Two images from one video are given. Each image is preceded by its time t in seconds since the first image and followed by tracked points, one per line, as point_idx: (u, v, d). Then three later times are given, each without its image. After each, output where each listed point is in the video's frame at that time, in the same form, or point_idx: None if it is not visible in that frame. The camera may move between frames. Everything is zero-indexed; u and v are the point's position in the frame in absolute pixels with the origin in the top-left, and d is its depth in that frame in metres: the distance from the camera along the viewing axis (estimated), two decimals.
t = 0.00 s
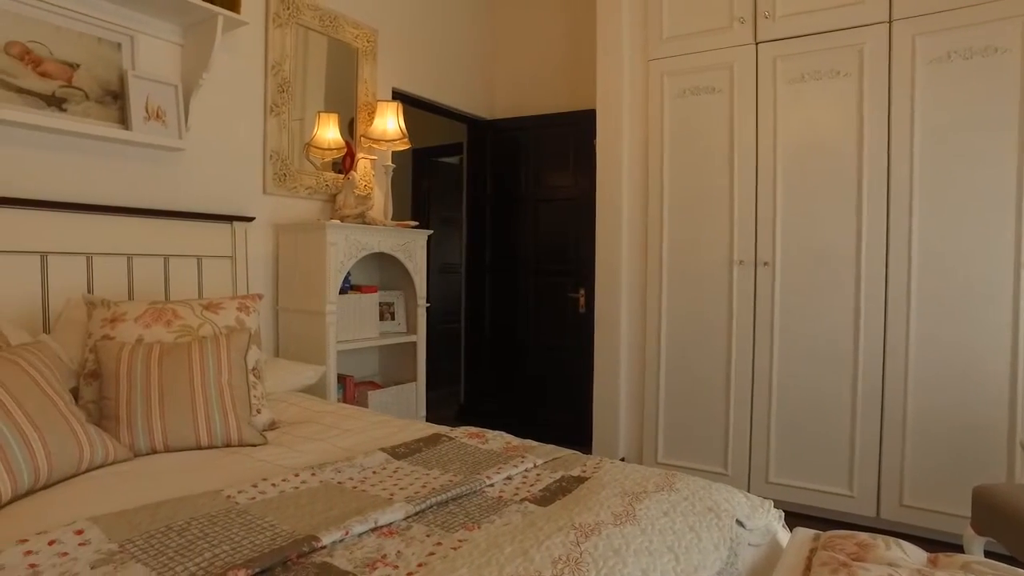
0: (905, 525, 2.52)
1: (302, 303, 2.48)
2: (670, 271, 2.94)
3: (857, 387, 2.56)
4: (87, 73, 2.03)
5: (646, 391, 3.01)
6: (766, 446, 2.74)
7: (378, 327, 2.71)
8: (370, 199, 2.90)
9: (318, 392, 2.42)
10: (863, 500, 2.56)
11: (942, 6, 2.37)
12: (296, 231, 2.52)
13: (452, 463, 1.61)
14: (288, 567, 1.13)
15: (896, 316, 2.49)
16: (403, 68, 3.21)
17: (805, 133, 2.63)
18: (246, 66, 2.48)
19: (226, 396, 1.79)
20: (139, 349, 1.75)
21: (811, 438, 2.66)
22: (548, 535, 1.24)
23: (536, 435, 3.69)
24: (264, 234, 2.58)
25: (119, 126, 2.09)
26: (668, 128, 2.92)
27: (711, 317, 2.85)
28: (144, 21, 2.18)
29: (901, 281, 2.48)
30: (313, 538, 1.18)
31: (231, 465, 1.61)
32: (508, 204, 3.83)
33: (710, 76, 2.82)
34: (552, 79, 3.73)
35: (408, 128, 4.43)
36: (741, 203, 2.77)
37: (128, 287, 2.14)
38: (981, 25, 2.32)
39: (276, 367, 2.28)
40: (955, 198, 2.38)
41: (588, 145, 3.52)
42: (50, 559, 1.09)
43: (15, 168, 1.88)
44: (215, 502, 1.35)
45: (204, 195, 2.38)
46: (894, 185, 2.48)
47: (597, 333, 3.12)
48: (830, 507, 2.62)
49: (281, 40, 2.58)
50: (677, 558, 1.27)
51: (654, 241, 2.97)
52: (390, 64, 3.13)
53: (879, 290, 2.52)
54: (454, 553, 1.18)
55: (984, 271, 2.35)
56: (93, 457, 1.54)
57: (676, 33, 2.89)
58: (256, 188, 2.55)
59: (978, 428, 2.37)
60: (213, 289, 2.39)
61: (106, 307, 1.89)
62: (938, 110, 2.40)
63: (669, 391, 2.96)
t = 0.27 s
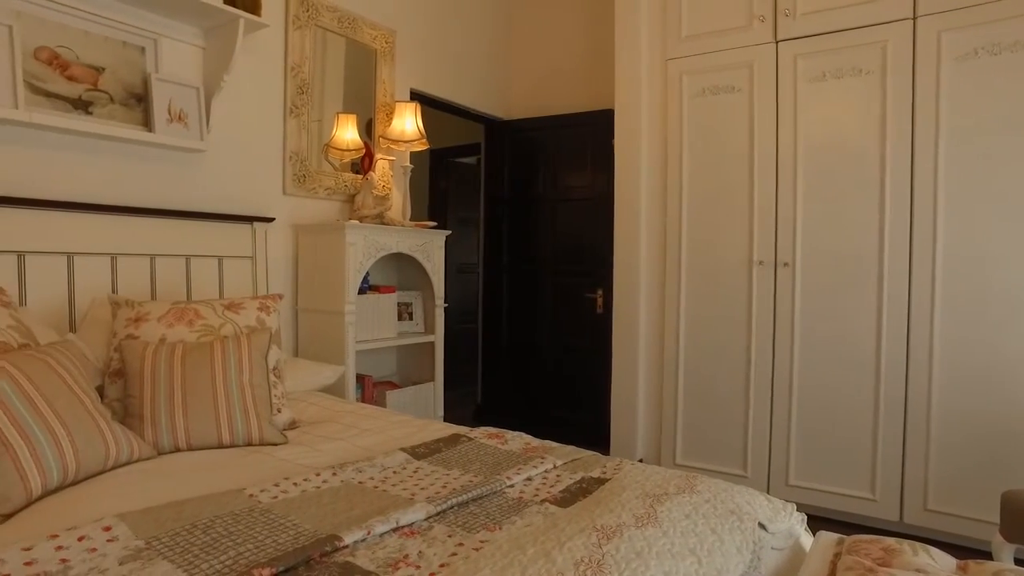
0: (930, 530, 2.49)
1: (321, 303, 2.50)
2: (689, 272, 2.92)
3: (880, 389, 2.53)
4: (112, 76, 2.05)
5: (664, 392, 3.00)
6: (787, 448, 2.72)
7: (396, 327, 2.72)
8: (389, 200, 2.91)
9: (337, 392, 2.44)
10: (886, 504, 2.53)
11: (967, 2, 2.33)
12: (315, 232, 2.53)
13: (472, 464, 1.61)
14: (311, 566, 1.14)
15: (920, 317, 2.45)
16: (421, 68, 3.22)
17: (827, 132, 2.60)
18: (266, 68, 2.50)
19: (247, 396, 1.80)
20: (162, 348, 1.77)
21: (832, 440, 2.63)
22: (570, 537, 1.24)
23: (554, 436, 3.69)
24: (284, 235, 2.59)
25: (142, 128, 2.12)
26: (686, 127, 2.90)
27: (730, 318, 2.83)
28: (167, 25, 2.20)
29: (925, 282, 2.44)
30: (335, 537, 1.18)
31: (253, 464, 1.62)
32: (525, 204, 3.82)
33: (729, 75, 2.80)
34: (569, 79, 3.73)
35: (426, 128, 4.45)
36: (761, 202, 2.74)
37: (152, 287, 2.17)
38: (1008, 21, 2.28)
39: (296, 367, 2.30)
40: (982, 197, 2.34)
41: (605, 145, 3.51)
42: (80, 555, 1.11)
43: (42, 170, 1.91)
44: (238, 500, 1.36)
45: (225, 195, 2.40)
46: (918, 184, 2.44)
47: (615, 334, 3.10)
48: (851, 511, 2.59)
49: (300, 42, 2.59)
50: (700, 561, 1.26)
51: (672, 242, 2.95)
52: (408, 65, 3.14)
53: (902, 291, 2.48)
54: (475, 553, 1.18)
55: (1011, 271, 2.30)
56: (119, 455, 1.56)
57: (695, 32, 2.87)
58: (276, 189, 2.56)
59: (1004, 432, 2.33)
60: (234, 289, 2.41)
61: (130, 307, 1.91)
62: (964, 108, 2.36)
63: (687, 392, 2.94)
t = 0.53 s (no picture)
0: (955, 535, 2.45)
1: (341, 303, 2.51)
2: (708, 272, 2.90)
3: (903, 391, 2.49)
4: (136, 79, 2.08)
5: (683, 393, 2.98)
6: (807, 451, 2.69)
7: (415, 327, 2.73)
8: (407, 200, 2.92)
9: (356, 391, 2.45)
10: (909, 508, 2.49)
11: None
12: (334, 232, 2.54)
13: (492, 464, 1.61)
14: (334, 565, 1.14)
15: (945, 318, 2.41)
16: (439, 69, 3.23)
17: (849, 130, 2.57)
18: (286, 70, 2.52)
19: (268, 395, 1.81)
20: (185, 348, 1.79)
21: (854, 443, 2.59)
22: (592, 538, 1.23)
23: (571, 436, 3.68)
24: (303, 235, 2.61)
25: (165, 130, 2.14)
26: (705, 127, 2.88)
27: (749, 319, 2.80)
28: (190, 27, 2.23)
29: (950, 282, 2.40)
30: (358, 537, 1.19)
31: (275, 463, 1.63)
32: (542, 204, 3.82)
33: (749, 74, 2.78)
34: (587, 79, 3.72)
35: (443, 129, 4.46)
36: (782, 202, 2.71)
37: (174, 287, 2.19)
38: None
39: (316, 366, 2.31)
40: (1010, 195, 2.30)
41: (623, 145, 3.49)
42: (109, 551, 1.13)
43: (69, 172, 1.95)
44: (261, 499, 1.37)
45: (246, 196, 2.42)
46: (943, 182, 2.41)
47: (633, 335, 3.09)
48: (874, 515, 2.56)
49: (320, 44, 2.61)
50: (723, 563, 1.24)
51: (691, 242, 2.93)
52: (426, 66, 3.15)
53: (927, 291, 2.45)
54: (498, 554, 1.18)
55: None
56: (143, 453, 1.58)
57: (715, 30, 2.85)
58: (295, 189, 2.58)
59: None
60: (254, 289, 2.43)
61: (153, 307, 1.93)
62: (991, 105, 2.32)
63: (706, 394, 2.92)
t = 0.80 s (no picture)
0: (981, 541, 2.41)
1: (360, 303, 2.52)
2: (727, 272, 2.88)
3: (928, 393, 2.45)
4: (159, 81, 2.11)
5: (701, 394, 2.96)
6: (829, 453, 2.65)
7: (433, 327, 2.73)
8: (425, 200, 2.93)
9: (375, 391, 2.45)
10: (935, 513, 2.45)
11: None
12: (353, 232, 2.56)
13: (512, 465, 1.61)
14: (357, 565, 1.14)
15: (972, 319, 2.37)
16: (457, 69, 3.23)
17: (873, 128, 2.54)
18: (306, 71, 2.53)
19: (289, 394, 1.82)
20: (207, 347, 1.80)
21: (878, 446, 2.56)
22: (615, 540, 1.22)
23: (588, 437, 3.67)
24: (323, 235, 2.62)
25: (187, 131, 2.17)
26: (725, 125, 2.86)
27: (770, 320, 2.77)
28: (211, 30, 2.25)
29: (978, 282, 2.36)
30: (380, 536, 1.19)
31: (296, 462, 1.64)
32: (560, 204, 3.81)
33: (770, 72, 2.75)
34: (605, 78, 3.70)
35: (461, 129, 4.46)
36: (803, 201, 2.68)
37: (195, 286, 2.21)
38: None
39: (336, 366, 2.32)
40: None
41: (641, 145, 3.47)
42: (136, 548, 1.15)
43: (94, 173, 1.98)
44: (284, 498, 1.38)
45: (266, 197, 2.44)
46: (970, 180, 2.36)
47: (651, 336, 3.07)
48: (898, 520, 2.52)
49: (340, 45, 2.62)
50: (748, 567, 1.23)
51: (710, 242, 2.91)
52: (445, 67, 3.15)
53: (953, 291, 2.41)
54: (520, 555, 1.17)
55: None
56: (167, 451, 1.59)
57: (735, 29, 2.83)
58: (315, 190, 2.60)
59: None
60: (275, 289, 2.45)
61: (176, 306, 1.95)
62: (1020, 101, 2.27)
63: (726, 395, 2.90)
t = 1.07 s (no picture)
0: (1005, 546, 2.37)
1: (376, 303, 2.53)
2: (744, 272, 2.86)
3: (949, 395, 2.42)
4: (178, 83, 2.14)
5: (717, 395, 2.94)
6: (847, 456, 2.62)
7: (448, 327, 2.73)
8: (440, 201, 2.93)
9: (391, 391, 2.46)
10: (957, 518, 2.41)
11: None
12: (369, 233, 2.56)
13: (528, 465, 1.60)
14: (374, 564, 1.14)
15: (995, 321, 2.33)
16: (472, 70, 3.23)
17: (893, 126, 2.50)
18: (322, 72, 2.55)
19: (306, 394, 1.83)
20: (225, 346, 1.82)
21: (898, 449, 2.52)
22: (633, 542, 1.22)
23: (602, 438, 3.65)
24: (339, 235, 2.64)
25: (205, 132, 2.19)
26: (742, 125, 2.84)
27: (787, 321, 2.75)
28: (229, 32, 2.27)
29: (1002, 283, 2.32)
30: (398, 536, 1.19)
31: (313, 461, 1.65)
32: (574, 205, 3.80)
33: (788, 70, 2.72)
34: (620, 78, 3.69)
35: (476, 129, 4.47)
36: (821, 201, 2.66)
37: (213, 286, 2.23)
38: None
39: (352, 365, 2.33)
40: None
41: (657, 144, 3.46)
42: (156, 545, 1.16)
43: (114, 175, 2.01)
44: (301, 496, 1.38)
45: (283, 198, 2.45)
46: (994, 179, 2.32)
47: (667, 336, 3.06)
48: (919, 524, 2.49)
49: (355, 46, 2.63)
50: (767, 570, 1.21)
51: (727, 242, 2.89)
52: (460, 67, 3.16)
53: (976, 292, 2.37)
54: (537, 556, 1.17)
55: None
56: (186, 449, 1.61)
57: (752, 27, 2.81)
58: (331, 190, 2.61)
59: None
60: (291, 288, 2.46)
61: (194, 306, 1.97)
62: None
63: (742, 396, 2.87)
